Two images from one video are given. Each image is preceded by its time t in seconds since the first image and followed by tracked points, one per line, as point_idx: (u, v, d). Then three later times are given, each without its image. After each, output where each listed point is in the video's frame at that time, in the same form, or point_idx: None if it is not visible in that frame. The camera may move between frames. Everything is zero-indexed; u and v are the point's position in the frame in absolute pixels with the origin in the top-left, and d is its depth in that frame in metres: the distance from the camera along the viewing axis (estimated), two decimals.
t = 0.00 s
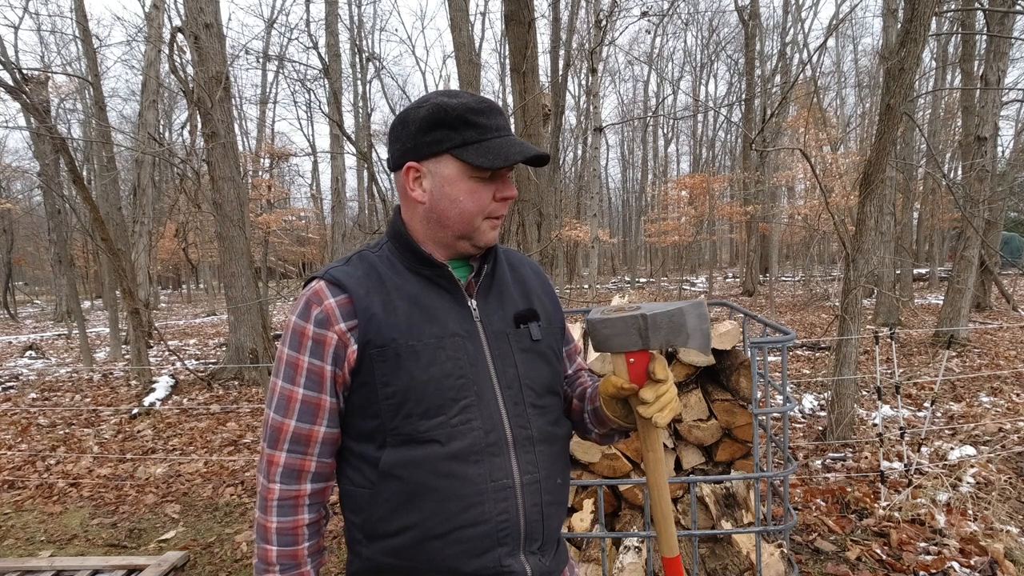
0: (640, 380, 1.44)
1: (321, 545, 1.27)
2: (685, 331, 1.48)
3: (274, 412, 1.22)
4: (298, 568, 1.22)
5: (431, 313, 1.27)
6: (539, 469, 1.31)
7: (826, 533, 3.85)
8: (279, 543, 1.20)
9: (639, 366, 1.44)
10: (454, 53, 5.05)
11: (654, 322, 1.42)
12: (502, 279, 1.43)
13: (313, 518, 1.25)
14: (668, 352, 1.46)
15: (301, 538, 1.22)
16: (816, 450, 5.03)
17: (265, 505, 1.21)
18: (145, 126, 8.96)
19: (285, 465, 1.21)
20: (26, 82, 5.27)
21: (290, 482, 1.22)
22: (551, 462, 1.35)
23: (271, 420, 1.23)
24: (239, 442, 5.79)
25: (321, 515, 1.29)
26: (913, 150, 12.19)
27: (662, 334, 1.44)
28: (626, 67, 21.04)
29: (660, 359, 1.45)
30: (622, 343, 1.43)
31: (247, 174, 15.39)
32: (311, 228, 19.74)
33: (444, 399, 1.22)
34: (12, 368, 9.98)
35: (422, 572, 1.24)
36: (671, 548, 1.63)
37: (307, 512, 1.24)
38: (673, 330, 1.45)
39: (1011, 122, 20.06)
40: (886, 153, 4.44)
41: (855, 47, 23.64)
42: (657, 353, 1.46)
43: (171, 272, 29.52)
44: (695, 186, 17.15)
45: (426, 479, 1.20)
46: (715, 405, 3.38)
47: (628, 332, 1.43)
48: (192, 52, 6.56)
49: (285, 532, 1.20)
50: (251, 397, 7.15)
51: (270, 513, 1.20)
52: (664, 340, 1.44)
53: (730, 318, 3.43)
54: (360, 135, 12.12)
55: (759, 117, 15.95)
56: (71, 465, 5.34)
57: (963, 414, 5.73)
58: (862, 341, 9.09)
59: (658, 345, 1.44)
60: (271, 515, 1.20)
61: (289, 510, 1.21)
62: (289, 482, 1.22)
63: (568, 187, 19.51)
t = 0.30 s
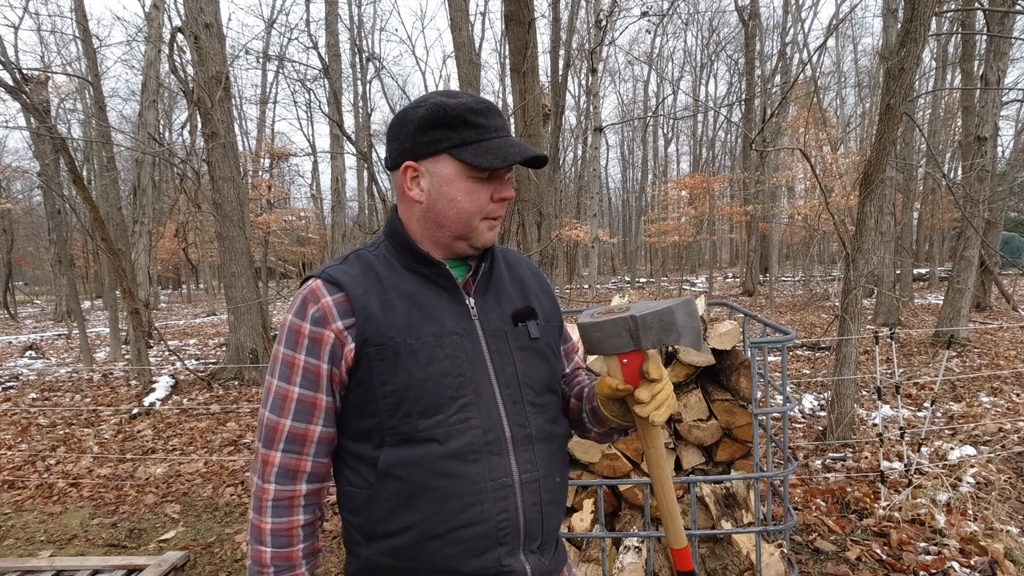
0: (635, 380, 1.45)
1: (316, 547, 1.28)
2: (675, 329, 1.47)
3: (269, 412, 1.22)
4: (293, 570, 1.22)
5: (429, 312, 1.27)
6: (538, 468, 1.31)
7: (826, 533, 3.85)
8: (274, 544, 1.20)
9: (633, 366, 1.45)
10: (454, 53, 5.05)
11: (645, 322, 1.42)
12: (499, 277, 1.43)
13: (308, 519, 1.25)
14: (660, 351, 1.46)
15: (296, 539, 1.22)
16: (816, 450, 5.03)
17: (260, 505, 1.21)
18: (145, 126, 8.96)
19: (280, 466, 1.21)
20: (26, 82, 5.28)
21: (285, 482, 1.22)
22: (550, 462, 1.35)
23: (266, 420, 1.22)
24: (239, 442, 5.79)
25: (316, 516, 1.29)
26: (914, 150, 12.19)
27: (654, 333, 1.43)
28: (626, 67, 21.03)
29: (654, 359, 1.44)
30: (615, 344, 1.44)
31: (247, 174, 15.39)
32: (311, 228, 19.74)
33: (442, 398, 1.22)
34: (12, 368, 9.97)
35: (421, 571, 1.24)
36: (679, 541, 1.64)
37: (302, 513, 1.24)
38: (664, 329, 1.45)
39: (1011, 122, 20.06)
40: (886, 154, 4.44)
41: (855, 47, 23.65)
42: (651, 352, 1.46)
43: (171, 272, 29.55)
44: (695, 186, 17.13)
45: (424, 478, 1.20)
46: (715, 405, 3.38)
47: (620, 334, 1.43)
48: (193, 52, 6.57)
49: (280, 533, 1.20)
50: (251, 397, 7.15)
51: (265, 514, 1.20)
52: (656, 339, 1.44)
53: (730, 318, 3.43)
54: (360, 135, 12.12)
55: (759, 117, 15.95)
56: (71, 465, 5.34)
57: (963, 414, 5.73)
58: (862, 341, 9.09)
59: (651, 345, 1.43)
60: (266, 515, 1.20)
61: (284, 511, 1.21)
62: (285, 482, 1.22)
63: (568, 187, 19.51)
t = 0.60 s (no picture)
0: (629, 384, 1.45)
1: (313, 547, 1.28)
2: (672, 335, 1.46)
3: (265, 412, 1.22)
4: (290, 570, 1.22)
5: (425, 312, 1.27)
6: (535, 468, 1.31)
7: (826, 533, 3.85)
8: (271, 543, 1.20)
9: (628, 370, 1.45)
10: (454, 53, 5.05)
11: (640, 327, 1.41)
12: (496, 277, 1.44)
13: (304, 519, 1.25)
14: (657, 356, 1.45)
15: (293, 539, 1.22)
16: (816, 450, 5.03)
17: (257, 505, 1.21)
18: (144, 126, 8.95)
19: (276, 466, 1.21)
20: (26, 82, 5.28)
21: (281, 482, 1.22)
22: (547, 462, 1.35)
23: (262, 420, 1.23)
24: (239, 442, 5.79)
25: (312, 516, 1.29)
26: (914, 150, 12.19)
27: (650, 338, 1.42)
28: (626, 67, 21.02)
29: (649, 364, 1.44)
30: (610, 348, 1.43)
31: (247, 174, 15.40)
32: (311, 228, 19.74)
33: (438, 398, 1.21)
34: (11, 368, 9.97)
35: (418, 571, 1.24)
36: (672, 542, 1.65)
37: (298, 513, 1.24)
38: (661, 335, 1.44)
39: (1011, 122, 20.06)
40: (886, 153, 4.43)
41: (855, 47, 23.66)
42: (648, 357, 1.45)
43: (171, 272, 29.59)
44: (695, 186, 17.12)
45: (420, 478, 1.20)
46: (715, 405, 3.38)
47: (616, 338, 1.42)
48: (193, 52, 6.58)
49: (276, 533, 1.20)
50: (251, 397, 7.15)
51: (262, 514, 1.20)
52: (652, 344, 1.43)
53: (730, 318, 3.43)
54: (360, 135, 12.13)
55: (759, 117, 15.94)
56: (71, 464, 5.34)
57: (963, 414, 5.74)
58: (862, 341, 9.09)
59: (646, 350, 1.43)
60: (263, 515, 1.20)
61: (281, 511, 1.21)
62: (281, 482, 1.22)
63: (568, 187, 19.51)
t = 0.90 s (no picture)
0: (623, 389, 1.43)
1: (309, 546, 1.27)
2: (666, 348, 1.39)
3: (264, 413, 1.22)
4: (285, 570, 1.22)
5: (422, 314, 1.27)
6: (530, 471, 1.31)
7: (826, 533, 3.85)
8: (267, 542, 1.20)
9: (621, 377, 1.42)
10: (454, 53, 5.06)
11: (634, 336, 1.37)
12: (495, 278, 1.43)
13: (301, 519, 1.25)
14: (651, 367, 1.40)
15: (289, 538, 1.22)
16: (817, 450, 5.03)
17: (254, 505, 1.21)
18: (145, 126, 8.95)
19: (274, 466, 1.21)
20: (27, 82, 5.28)
21: (279, 482, 1.22)
22: (543, 465, 1.35)
23: (262, 422, 1.23)
24: (239, 442, 5.79)
25: (310, 516, 1.29)
26: (914, 150, 12.19)
27: (643, 349, 1.38)
28: (626, 67, 21.03)
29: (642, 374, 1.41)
30: (604, 354, 1.40)
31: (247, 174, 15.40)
32: (311, 228, 19.74)
33: (434, 400, 1.22)
34: (11, 368, 9.97)
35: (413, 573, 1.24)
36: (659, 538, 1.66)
37: (295, 513, 1.24)
38: (655, 345, 1.38)
39: (1011, 122, 20.08)
40: (886, 153, 4.44)
41: (854, 47, 23.67)
42: (643, 366, 1.41)
43: (171, 272, 29.68)
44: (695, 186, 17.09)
45: (415, 481, 1.20)
46: (715, 405, 3.38)
47: (610, 344, 1.39)
48: (193, 52, 6.58)
49: (273, 533, 1.20)
50: (251, 397, 7.16)
51: (258, 514, 1.20)
52: (645, 355, 1.38)
53: (730, 318, 3.43)
54: (360, 135, 12.13)
55: (759, 117, 15.94)
56: (71, 465, 5.34)
57: (963, 414, 5.74)
58: (862, 341, 9.09)
59: (639, 360, 1.38)
60: (260, 515, 1.20)
61: (278, 511, 1.22)
62: (278, 483, 1.22)
63: (568, 187, 19.52)
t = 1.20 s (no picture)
0: (617, 351, 1.46)
1: (287, 532, 1.24)
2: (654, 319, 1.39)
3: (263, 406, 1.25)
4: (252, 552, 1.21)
5: (420, 314, 1.27)
6: (525, 474, 1.30)
7: (826, 533, 3.85)
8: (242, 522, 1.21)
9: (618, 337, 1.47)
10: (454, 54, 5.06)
11: (630, 297, 1.41)
12: (496, 278, 1.42)
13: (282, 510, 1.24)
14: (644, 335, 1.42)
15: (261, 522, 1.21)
16: (817, 450, 5.03)
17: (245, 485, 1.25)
18: (144, 126, 8.95)
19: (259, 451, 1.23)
20: (27, 82, 5.28)
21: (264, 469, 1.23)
22: (539, 467, 1.34)
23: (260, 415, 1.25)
24: (239, 442, 5.79)
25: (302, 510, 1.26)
26: (913, 150, 12.20)
27: (637, 312, 1.40)
28: (626, 67, 21.03)
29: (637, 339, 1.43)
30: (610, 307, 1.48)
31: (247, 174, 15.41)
32: (311, 228, 19.75)
33: (430, 401, 1.21)
34: (12, 368, 9.97)
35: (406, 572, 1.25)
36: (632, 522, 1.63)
37: (274, 497, 1.23)
38: (648, 313, 1.39)
39: (1011, 122, 20.07)
40: (886, 153, 4.43)
41: (854, 46, 23.68)
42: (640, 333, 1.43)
43: (171, 271, 29.72)
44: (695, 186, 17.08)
45: (408, 480, 1.20)
46: (715, 405, 3.38)
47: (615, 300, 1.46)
48: (193, 52, 6.58)
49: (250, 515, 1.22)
50: (251, 397, 7.16)
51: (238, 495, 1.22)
52: (636, 320, 1.41)
53: (730, 318, 3.43)
54: (360, 135, 12.13)
55: (758, 117, 15.95)
56: (71, 464, 5.34)
57: (963, 414, 5.74)
58: (862, 341, 9.09)
59: (631, 322, 1.42)
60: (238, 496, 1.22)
61: (258, 495, 1.22)
62: (265, 468, 1.23)
63: (568, 187, 19.52)
